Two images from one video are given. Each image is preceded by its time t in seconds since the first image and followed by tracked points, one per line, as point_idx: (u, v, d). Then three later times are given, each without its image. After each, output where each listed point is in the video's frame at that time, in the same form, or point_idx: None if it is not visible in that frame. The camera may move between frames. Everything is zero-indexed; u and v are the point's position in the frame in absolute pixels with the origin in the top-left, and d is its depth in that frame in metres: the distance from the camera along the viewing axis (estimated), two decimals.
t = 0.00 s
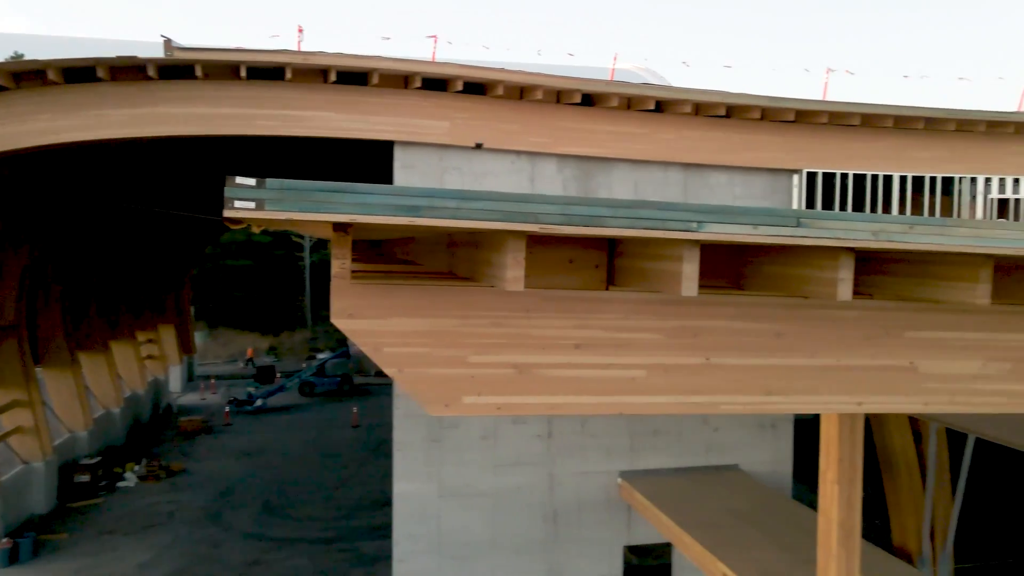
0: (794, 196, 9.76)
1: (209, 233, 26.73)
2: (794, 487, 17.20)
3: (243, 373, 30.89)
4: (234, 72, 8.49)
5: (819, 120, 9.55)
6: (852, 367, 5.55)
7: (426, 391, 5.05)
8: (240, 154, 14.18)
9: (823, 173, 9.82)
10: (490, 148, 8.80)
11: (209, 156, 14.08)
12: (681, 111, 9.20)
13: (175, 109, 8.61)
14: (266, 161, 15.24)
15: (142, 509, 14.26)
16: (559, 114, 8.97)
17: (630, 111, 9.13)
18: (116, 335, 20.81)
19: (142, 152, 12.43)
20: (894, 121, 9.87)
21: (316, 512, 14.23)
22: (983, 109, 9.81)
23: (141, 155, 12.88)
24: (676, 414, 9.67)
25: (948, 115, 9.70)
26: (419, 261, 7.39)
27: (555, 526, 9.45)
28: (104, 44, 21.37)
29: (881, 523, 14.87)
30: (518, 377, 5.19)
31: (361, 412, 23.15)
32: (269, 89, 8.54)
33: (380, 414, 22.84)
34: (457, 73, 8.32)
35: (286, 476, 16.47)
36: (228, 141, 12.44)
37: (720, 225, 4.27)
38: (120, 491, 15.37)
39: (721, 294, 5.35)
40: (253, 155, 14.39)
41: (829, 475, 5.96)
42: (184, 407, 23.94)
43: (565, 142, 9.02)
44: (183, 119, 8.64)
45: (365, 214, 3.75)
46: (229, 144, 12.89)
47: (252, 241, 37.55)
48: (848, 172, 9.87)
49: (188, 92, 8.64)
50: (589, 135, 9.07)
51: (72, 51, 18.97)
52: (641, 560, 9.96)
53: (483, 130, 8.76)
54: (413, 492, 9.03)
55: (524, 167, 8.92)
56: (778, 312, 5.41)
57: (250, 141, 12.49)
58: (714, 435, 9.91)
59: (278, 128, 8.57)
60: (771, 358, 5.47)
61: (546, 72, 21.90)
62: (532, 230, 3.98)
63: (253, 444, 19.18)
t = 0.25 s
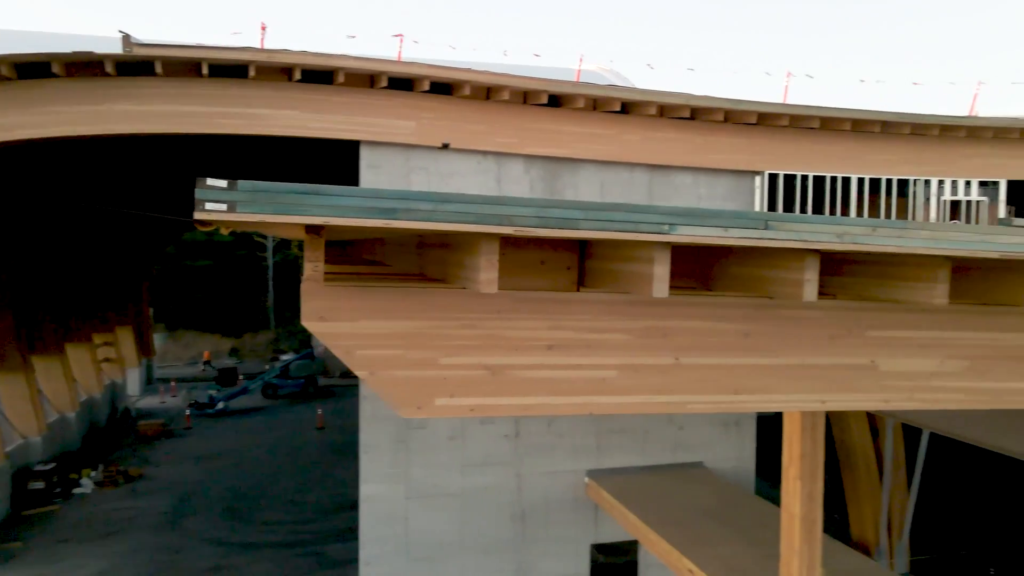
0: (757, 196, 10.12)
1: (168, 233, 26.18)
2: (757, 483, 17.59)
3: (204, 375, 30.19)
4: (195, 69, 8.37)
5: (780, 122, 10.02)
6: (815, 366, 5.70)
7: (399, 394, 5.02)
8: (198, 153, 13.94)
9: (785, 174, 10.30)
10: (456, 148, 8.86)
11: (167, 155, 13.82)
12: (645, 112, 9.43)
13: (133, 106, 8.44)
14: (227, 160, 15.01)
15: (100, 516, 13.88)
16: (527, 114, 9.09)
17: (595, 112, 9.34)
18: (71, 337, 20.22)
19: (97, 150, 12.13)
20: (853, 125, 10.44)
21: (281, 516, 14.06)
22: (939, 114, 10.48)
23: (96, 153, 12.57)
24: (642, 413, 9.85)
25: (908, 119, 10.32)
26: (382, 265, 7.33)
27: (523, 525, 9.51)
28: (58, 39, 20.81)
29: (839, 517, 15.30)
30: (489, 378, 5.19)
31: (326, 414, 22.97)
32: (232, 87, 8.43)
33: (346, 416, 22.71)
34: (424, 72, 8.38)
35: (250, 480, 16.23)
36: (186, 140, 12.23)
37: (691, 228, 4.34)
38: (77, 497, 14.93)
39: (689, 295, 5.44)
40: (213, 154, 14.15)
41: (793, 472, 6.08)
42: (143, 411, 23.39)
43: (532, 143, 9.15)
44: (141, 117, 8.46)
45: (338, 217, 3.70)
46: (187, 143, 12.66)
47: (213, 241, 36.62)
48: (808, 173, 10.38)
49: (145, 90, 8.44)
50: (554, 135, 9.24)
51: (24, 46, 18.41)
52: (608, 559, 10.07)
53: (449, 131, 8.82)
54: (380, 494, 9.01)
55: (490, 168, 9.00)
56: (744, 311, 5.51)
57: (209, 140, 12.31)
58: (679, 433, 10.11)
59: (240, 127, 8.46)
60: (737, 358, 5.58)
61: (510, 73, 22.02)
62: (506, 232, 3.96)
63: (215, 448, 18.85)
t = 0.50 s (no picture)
0: (719, 196, 10.36)
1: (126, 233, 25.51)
2: (720, 479, 17.92)
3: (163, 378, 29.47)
4: (154, 65, 8.18)
5: (742, 124, 10.22)
6: (780, 364, 5.83)
7: (369, 396, 4.98)
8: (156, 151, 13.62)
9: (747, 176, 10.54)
10: (422, 148, 8.93)
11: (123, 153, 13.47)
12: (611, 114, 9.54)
13: (88, 103, 8.21)
14: (186, 158, 14.70)
15: (55, 523, 13.46)
16: (494, 115, 9.18)
17: (562, 113, 9.43)
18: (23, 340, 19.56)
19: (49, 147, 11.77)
20: (813, 127, 10.66)
21: (243, 520, 13.83)
22: (893, 117, 10.84)
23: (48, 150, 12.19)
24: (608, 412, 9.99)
25: (863, 123, 10.61)
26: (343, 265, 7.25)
27: (490, 525, 9.55)
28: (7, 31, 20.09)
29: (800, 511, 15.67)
30: (460, 379, 5.18)
31: (290, 416, 22.69)
32: (193, 84, 8.28)
33: (310, 418, 22.47)
34: (391, 72, 8.36)
35: (211, 484, 15.93)
36: (143, 137, 11.95)
37: (662, 229, 4.40)
38: (29, 505, 14.44)
39: (659, 296, 5.50)
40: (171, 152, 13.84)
41: (756, 468, 6.20)
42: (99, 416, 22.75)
43: (498, 144, 9.25)
44: (97, 114, 8.25)
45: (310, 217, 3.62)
46: (144, 141, 12.36)
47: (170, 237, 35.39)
48: (769, 175, 10.59)
49: (102, 86, 8.24)
50: (520, 135, 9.33)
51: None
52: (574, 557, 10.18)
53: (416, 131, 8.86)
54: (346, 496, 8.90)
55: (456, 168, 9.12)
56: (712, 311, 5.60)
57: (167, 137, 12.04)
58: (644, 431, 10.27)
59: (202, 124, 8.32)
60: (705, 356, 5.67)
61: (475, 72, 21.98)
62: (479, 233, 3.94)
63: (175, 452, 18.43)
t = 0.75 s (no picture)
0: (683, 197, 10.54)
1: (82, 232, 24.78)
2: (684, 477, 18.19)
3: (121, 381, 28.69)
4: (112, 61, 7.97)
5: (706, 126, 10.41)
6: (745, 363, 5.94)
7: (339, 398, 4.93)
8: (112, 149, 13.27)
9: (709, 177, 10.73)
10: (388, 148, 8.92)
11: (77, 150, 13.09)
12: (576, 114, 9.63)
13: (42, 98, 7.96)
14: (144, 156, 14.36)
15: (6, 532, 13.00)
16: (460, 115, 9.21)
17: (528, 113, 9.48)
18: None
19: None
20: (772, 130, 10.92)
21: (205, 525, 13.58)
22: (849, 120, 11.19)
23: None
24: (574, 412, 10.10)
25: (821, 125, 10.93)
26: (305, 264, 7.18)
27: (457, 525, 9.56)
28: None
29: (761, 507, 16.01)
30: (431, 381, 5.17)
31: (253, 419, 22.36)
32: (153, 81, 8.09)
33: (273, 420, 22.16)
34: (356, 70, 8.30)
35: (172, 489, 15.59)
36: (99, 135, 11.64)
37: (632, 231, 4.45)
38: None
39: (629, 296, 5.55)
40: (127, 150, 13.50)
41: (720, 465, 6.31)
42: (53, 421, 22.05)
43: (465, 145, 9.27)
44: (52, 110, 8.00)
45: (284, 219, 3.58)
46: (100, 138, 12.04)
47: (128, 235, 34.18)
48: (731, 176, 10.79)
49: (57, 81, 7.98)
50: (487, 136, 9.37)
51: None
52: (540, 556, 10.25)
53: (382, 131, 8.84)
54: (311, 498, 8.79)
55: (423, 168, 9.14)
56: (680, 311, 5.69)
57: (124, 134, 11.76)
58: (610, 430, 10.40)
59: (163, 122, 8.13)
60: (672, 356, 5.76)
61: (440, 72, 21.92)
62: (452, 234, 3.93)
63: (133, 457, 17.97)
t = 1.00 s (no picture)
0: (649, 197, 10.70)
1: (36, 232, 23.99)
2: (650, 475, 18.41)
3: (76, 385, 27.82)
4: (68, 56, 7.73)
5: (671, 128, 10.59)
6: (713, 361, 6.05)
7: (308, 400, 4.88)
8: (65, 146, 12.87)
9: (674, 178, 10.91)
10: (354, 147, 8.87)
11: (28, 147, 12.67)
12: (543, 115, 9.71)
13: None
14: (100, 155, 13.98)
15: None
16: (428, 114, 9.20)
17: (495, 113, 9.52)
18: None
19: None
20: (735, 132, 11.15)
21: (166, 531, 13.27)
22: (809, 124, 11.50)
23: None
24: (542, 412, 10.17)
25: (782, 128, 11.21)
26: (269, 264, 7.08)
27: (425, 526, 9.53)
28: None
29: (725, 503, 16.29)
30: (402, 382, 5.14)
31: (216, 422, 21.93)
32: (112, 78, 7.87)
33: (237, 423, 21.78)
34: (323, 69, 8.24)
35: (130, 495, 15.20)
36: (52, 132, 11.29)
37: (605, 232, 4.49)
38: None
39: (600, 297, 5.59)
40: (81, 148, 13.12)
41: (687, 462, 6.40)
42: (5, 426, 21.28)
43: (432, 145, 9.28)
44: (3, 106, 7.71)
45: (257, 221, 3.50)
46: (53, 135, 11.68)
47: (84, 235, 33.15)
48: (695, 177, 10.99)
49: (9, 76, 7.70)
50: (455, 136, 9.39)
51: None
52: (508, 555, 10.29)
53: (348, 130, 8.79)
54: (276, 502, 8.67)
55: (389, 168, 9.11)
56: (649, 311, 5.76)
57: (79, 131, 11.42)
58: (577, 429, 10.49)
59: (122, 119, 7.92)
60: (641, 355, 5.83)
61: (406, 71, 21.80)
62: (426, 236, 3.90)
63: (90, 462, 17.46)
